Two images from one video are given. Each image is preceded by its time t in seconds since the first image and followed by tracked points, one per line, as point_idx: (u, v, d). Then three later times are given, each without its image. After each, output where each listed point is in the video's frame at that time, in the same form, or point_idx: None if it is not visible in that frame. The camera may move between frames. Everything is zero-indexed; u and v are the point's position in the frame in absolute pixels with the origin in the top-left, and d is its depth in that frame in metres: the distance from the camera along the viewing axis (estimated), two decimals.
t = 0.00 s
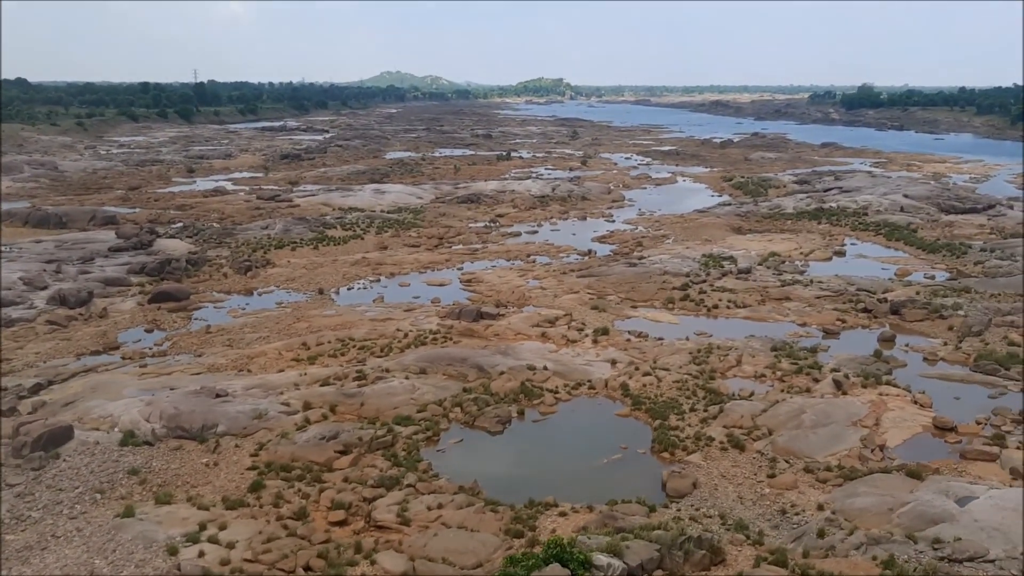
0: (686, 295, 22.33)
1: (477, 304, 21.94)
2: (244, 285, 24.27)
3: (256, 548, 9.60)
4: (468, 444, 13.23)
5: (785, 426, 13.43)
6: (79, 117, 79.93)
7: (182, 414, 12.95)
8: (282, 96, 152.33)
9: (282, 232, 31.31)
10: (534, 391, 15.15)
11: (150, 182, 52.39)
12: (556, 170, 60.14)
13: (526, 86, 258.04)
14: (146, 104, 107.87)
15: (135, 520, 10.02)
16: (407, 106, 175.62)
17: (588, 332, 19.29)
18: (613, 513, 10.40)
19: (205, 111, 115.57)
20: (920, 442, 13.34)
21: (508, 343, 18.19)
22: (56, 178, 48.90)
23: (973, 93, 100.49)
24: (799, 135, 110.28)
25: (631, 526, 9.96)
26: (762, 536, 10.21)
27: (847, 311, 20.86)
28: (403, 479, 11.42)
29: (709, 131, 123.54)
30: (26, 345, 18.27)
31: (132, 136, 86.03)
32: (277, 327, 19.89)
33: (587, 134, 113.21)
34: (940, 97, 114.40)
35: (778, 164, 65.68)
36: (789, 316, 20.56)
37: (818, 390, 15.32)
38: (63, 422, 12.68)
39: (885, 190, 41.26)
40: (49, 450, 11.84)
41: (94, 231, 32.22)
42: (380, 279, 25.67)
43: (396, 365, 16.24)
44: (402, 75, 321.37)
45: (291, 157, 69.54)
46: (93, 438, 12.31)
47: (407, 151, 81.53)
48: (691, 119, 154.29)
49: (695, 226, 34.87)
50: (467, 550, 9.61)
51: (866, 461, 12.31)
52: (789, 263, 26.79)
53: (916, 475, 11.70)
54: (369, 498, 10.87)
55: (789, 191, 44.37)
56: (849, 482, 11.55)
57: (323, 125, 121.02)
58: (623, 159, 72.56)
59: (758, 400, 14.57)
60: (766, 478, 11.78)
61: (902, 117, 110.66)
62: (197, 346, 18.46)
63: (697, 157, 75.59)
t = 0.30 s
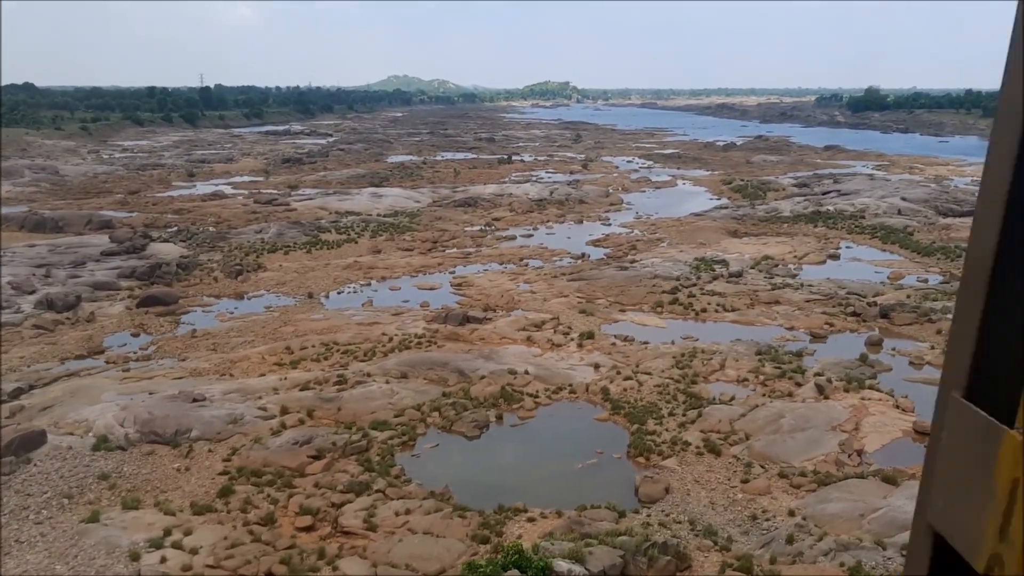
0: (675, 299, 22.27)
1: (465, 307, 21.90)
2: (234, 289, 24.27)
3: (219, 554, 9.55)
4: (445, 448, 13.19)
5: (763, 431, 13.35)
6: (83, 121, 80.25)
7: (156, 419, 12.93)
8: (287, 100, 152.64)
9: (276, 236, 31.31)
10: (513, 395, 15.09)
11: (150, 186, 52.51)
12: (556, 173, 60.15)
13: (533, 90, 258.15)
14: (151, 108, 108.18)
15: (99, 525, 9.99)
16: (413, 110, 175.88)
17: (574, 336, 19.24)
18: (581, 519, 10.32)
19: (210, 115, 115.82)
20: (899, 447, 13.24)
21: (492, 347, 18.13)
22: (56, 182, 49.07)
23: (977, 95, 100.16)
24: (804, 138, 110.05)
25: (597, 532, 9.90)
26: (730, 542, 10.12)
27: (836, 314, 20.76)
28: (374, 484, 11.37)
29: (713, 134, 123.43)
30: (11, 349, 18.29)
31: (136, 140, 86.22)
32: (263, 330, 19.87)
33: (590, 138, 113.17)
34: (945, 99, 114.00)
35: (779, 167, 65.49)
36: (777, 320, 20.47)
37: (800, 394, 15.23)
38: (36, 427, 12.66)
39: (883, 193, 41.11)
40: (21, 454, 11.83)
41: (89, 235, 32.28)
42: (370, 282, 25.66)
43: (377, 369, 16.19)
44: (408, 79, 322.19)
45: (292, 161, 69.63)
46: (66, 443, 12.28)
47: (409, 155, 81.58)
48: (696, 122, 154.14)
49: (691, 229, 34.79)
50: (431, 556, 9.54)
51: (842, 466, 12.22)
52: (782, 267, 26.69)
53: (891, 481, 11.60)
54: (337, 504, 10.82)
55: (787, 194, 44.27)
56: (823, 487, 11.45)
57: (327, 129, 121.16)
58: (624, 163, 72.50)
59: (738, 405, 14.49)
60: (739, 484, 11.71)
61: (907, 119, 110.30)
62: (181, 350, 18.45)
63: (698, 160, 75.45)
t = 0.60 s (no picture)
0: (662, 304, 22.19)
1: (452, 312, 21.85)
2: (222, 294, 24.25)
3: (178, 561, 9.48)
4: (417, 453, 13.14)
5: (737, 437, 13.28)
6: (85, 126, 80.49)
7: (127, 426, 12.86)
8: (292, 105, 152.92)
9: (268, 241, 31.30)
10: (490, 401, 15.03)
11: (149, 191, 52.61)
12: (555, 178, 60.16)
13: (538, 94, 258.41)
14: (156, 114, 108.54)
15: (59, 532, 9.89)
16: (417, 115, 176.25)
17: (558, 341, 19.17)
18: (545, 526, 10.25)
19: (213, 120, 116.11)
20: (874, 452, 13.14)
21: (475, 352, 18.06)
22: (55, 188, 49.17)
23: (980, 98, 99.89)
24: (807, 143, 109.90)
25: (559, 539, 9.83)
26: (694, 550, 10.05)
27: (823, 319, 20.67)
28: (340, 490, 11.30)
29: (716, 138, 123.36)
30: None
31: (139, 145, 86.40)
32: (246, 336, 19.83)
33: (592, 142, 113.18)
34: (949, 103, 113.71)
35: (779, 171, 65.37)
36: (762, 325, 20.38)
37: (779, 399, 15.15)
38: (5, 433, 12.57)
39: (879, 197, 40.98)
40: None
41: (81, 241, 32.31)
42: (360, 287, 25.63)
43: (356, 374, 16.15)
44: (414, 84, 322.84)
45: (292, 167, 69.71)
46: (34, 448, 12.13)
47: (410, 159, 81.63)
48: (700, 126, 154.02)
49: (685, 234, 34.71)
50: (391, 563, 9.48)
51: (815, 472, 12.13)
52: (772, 271, 26.59)
53: (862, 488, 11.51)
54: (302, 511, 10.76)
55: (784, 199, 44.13)
56: (792, 494, 11.36)
57: (330, 134, 121.36)
58: (625, 167, 72.38)
59: (714, 410, 14.43)
60: (709, 490, 11.64)
61: (911, 123, 110.05)
62: (163, 356, 18.43)
63: (699, 164, 75.37)
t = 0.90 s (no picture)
0: (650, 307, 22.14)
1: (439, 315, 21.81)
2: (211, 298, 24.27)
3: (139, 567, 9.44)
4: (392, 458, 13.09)
5: (713, 440, 13.22)
6: (88, 130, 80.69)
7: (100, 431, 12.86)
8: (296, 108, 153.10)
9: (261, 244, 31.31)
10: (469, 404, 14.98)
11: (149, 195, 52.73)
12: (555, 181, 60.07)
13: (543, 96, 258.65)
14: (160, 118, 108.84)
15: (23, 537, 9.86)
16: (422, 117, 176.45)
17: (542, 345, 19.12)
18: (511, 531, 10.18)
19: (217, 124, 116.38)
20: (851, 456, 13.05)
21: (458, 356, 18.02)
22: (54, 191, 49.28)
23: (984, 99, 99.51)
24: (811, 144, 109.56)
25: (523, 544, 9.77)
26: (659, 555, 10.00)
27: (810, 322, 20.59)
28: (310, 496, 11.26)
29: (720, 140, 123.13)
30: None
31: (142, 149, 86.64)
32: (231, 340, 19.84)
33: (595, 145, 113.08)
34: (954, 104, 113.23)
35: (780, 173, 65.15)
36: (749, 328, 20.30)
37: (759, 403, 15.09)
38: None
39: (877, 199, 40.81)
40: None
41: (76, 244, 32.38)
42: (350, 290, 25.62)
43: (336, 377, 16.12)
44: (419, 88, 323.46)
45: (293, 170, 69.78)
46: (6, 453, 12.15)
47: (412, 162, 81.61)
48: (704, 128, 153.77)
49: (680, 236, 34.62)
50: (353, 569, 9.42)
51: (789, 476, 12.06)
52: (764, 274, 26.50)
53: (834, 492, 11.43)
54: (269, 516, 10.72)
55: (782, 201, 44.01)
56: (763, 498, 11.29)
57: (333, 138, 121.50)
58: (625, 170, 72.25)
59: (693, 414, 14.37)
60: (680, 495, 11.58)
61: (916, 124, 109.66)
62: (147, 361, 18.45)
63: (700, 166, 75.22)
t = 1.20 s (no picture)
0: (636, 311, 22.10)
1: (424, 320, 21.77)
2: (198, 303, 24.27)
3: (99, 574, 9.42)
4: (365, 463, 13.07)
5: (687, 445, 13.18)
6: (89, 134, 80.88)
7: (72, 435, 12.84)
8: (298, 113, 153.33)
9: (252, 249, 31.31)
10: (445, 409, 14.95)
11: (146, 200, 52.79)
12: (553, 185, 60.01)
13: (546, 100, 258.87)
14: (162, 123, 109.08)
15: None
16: (424, 121, 176.59)
17: (525, 349, 19.08)
18: (474, 536, 10.13)
19: (220, 128, 116.59)
20: (826, 461, 12.98)
21: (439, 360, 17.98)
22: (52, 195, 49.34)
23: (985, 101, 99.25)
24: (812, 147, 109.32)
25: (485, 550, 9.72)
26: (623, 561, 9.94)
27: (796, 326, 20.52)
28: (276, 502, 11.22)
29: (721, 144, 122.97)
30: None
31: (143, 154, 86.82)
32: (215, 345, 19.82)
33: (596, 148, 112.98)
34: (957, 106, 112.94)
35: (778, 176, 65.05)
36: (734, 332, 20.25)
37: (737, 407, 15.04)
38: None
39: (872, 202, 40.71)
40: None
41: (69, 248, 32.40)
42: (338, 294, 25.59)
43: (315, 382, 16.09)
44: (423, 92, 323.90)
45: (292, 174, 69.84)
46: None
47: (411, 166, 81.62)
48: (706, 131, 153.61)
49: (673, 240, 34.55)
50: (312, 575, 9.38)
51: (760, 481, 12.00)
52: (753, 277, 26.43)
53: (804, 497, 11.36)
54: (234, 522, 10.68)
55: (777, 204, 43.91)
56: (732, 504, 11.23)
57: (335, 142, 121.66)
58: (623, 173, 72.14)
59: (669, 418, 14.33)
60: (650, 500, 11.54)
61: (919, 127, 109.39)
62: (129, 365, 18.44)
63: (699, 170, 75.09)
